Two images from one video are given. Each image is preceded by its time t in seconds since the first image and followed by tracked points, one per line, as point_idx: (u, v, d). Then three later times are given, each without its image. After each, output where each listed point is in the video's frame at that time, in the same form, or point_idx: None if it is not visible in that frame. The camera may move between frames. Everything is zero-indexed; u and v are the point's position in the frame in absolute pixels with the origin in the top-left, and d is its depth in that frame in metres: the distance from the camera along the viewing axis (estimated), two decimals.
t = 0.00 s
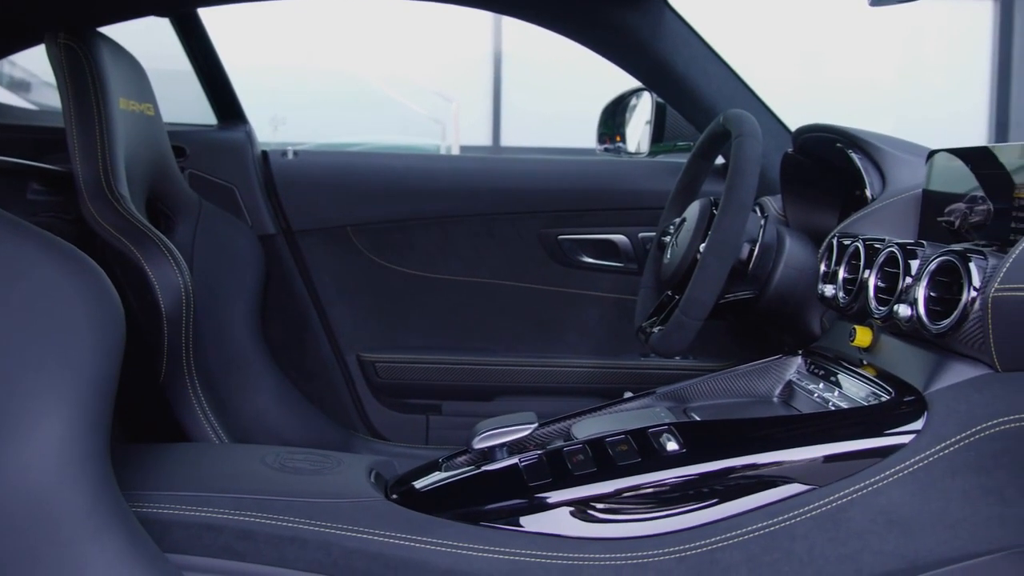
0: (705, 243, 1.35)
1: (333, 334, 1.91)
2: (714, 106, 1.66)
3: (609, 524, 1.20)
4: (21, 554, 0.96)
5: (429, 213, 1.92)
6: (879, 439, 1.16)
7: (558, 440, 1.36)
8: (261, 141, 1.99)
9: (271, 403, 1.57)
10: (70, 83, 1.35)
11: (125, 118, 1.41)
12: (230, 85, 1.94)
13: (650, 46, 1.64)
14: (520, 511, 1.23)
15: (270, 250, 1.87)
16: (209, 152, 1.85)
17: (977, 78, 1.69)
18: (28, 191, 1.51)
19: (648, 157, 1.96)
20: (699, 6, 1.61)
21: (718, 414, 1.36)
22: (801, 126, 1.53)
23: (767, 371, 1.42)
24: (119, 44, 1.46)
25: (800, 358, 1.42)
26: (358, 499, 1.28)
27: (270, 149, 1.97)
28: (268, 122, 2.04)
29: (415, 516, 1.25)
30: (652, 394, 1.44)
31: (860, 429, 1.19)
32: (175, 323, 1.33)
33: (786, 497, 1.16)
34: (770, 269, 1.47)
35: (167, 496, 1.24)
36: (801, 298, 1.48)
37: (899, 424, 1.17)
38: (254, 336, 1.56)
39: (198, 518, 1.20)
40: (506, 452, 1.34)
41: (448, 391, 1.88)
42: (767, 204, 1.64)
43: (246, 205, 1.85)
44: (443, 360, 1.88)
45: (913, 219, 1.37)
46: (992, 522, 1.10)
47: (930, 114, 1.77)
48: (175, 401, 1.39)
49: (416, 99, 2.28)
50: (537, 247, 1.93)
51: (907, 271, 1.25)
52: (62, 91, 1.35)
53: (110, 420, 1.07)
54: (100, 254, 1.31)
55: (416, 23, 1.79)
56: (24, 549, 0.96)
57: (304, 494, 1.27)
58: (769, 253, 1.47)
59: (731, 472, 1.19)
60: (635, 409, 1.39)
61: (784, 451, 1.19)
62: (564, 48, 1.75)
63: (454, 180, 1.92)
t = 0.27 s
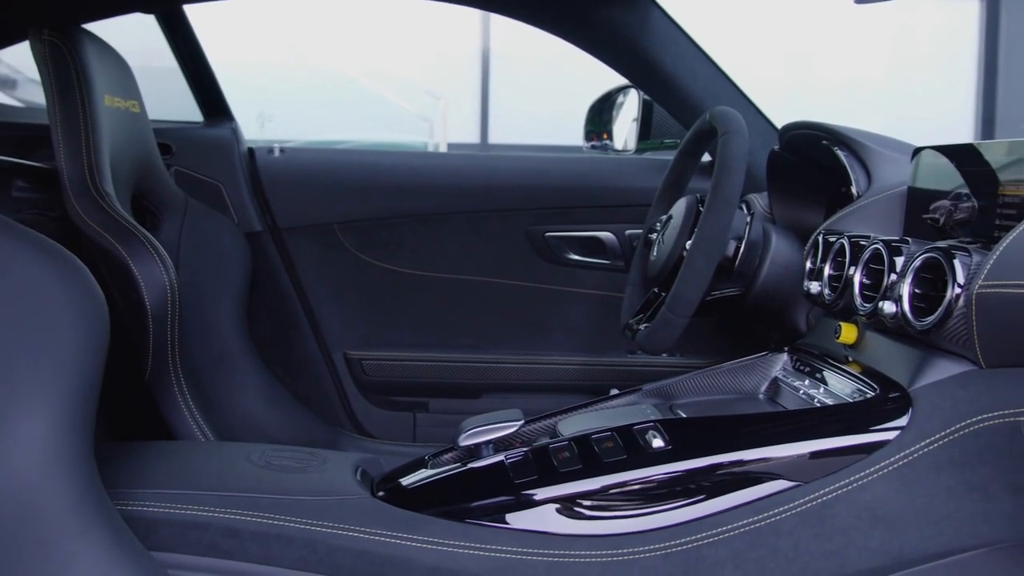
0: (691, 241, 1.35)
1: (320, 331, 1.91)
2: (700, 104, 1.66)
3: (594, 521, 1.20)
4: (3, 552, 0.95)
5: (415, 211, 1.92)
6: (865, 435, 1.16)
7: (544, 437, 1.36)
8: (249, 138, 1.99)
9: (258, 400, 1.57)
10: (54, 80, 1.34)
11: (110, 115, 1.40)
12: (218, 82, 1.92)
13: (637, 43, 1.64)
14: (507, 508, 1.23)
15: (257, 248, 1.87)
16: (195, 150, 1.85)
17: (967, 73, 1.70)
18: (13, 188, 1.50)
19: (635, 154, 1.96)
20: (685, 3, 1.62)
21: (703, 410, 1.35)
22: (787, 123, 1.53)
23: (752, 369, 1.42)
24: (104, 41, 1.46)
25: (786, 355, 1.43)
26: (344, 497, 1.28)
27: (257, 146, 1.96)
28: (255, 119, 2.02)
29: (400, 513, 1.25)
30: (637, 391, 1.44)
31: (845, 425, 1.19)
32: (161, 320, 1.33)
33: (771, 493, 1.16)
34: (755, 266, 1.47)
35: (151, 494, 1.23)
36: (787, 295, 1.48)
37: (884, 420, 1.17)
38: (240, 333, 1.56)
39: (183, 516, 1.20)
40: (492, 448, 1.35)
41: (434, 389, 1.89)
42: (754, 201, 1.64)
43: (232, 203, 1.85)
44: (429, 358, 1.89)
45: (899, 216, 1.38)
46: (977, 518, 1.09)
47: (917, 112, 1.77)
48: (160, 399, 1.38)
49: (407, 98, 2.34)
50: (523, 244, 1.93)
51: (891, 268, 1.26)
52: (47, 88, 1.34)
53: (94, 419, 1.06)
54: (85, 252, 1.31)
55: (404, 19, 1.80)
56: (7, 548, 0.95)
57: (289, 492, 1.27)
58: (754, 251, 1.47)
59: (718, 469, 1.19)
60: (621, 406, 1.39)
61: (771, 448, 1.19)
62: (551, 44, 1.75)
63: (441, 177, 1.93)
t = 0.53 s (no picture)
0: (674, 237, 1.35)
1: (302, 328, 1.91)
2: (684, 101, 1.66)
3: (577, 517, 1.20)
4: None
5: (399, 207, 1.92)
6: (847, 431, 1.17)
7: (528, 433, 1.36)
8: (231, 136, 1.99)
9: (242, 396, 1.57)
10: (36, 77, 1.33)
11: (93, 111, 1.40)
12: (200, 78, 1.92)
13: (620, 40, 1.64)
14: (491, 505, 1.23)
15: (240, 244, 1.86)
16: (177, 147, 1.84)
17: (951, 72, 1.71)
18: None
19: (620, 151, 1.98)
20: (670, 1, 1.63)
21: (687, 407, 1.34)
22: (770, 121, 1.54)
23: (735, 365, 1.43)
24: (86, 37, 1.45)
25: (768, 351, 1.43)
26: (327, 494, 1.28)
27: (241, 143, 1.96)
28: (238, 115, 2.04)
29: (383, 510, 1.25)
30: (621, 387, 1.44)
31: (827, 420, 1.19)
32: (143, 318, 1.33)
33: (754, 489, 1.16)
34: (739, 262, 1.48)
35: (132, 491, 1.23)
36: (770, 291, 1.49)
37: (866, 416, 1.17)
38: (224, 330, 1.56)
39: (164, 513, 1.20)
40: (475, 445, 1.35)
41: (419, 387, 1.90)
42: (737, 198, 1.64)
43: (215, 199, 1.84)
44: (415, 355, 1.90)
45: (881, 212, 1.38)
46: (958, 513, 1.09)
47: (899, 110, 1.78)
48: (142, 396, 1.37)
49: (393, 96, 2.33)
50: (508, 241, 1.94)
51: (873, 265, 1.26)
52: (29, 85, 1.34)
53: (73, 416, 1.06)
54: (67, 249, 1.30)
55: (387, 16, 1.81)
56: None
57: (272, 489, 1.27)
58: (739, 247, 1.48)
59: (701, 465, 1.19)
60: (604, 403, 1.39)
61: (754, 444, 1.19)
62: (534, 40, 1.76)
63: (425, 174, 1.93)
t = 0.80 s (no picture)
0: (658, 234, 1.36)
1: (287, 325, 1.92)
2: (669, 97, 1.66)
3: (561, 513, 1.20)
4: None
5: (384, 204, 1.94)
6: (830, 426, 1.17)
7: (511, 429, 1.36)
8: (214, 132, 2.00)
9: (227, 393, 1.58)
10: (16, 73, 1.33)
11: (75, 108, 1.39)
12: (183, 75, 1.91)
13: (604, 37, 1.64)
14: (475, 501, 1.23)
15: (223, 241, 1.87)
16: (160, 143, 1.84)
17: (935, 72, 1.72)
18: None
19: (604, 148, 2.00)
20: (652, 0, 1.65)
21: (670, 403, 1.36)
22: (754, 117, 1.55)
23: (719, 361, 1.43)
24: (67, 34, 1.45)
25: (752, 347, 1.43)
26: (310, 491, 1.27)
27: (224, 139, 1.97)
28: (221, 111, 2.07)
29: (366, 508, 1.25)
30: (604, 384, 1.44)
31: (810, 416, 1.19)
32: (126, 315, 1.32)
33: (737, 485, 1.17)
34: (723, 259, 1.49)
35: (113, 489, 1.22)
36: (753, 288, 1.51)
37: (849, 412, 1.17)
38: (208, 327, 1.56)
39: (147, 511, 1.19)
40: (459, 442, 1.34)
41: (404, 384, 1.91)
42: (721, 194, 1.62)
43: (198, 195, 1.84)
44: (402, 352, 1.91)
45: (864, 209, 1.39)
46: (939, 508, 1.08)
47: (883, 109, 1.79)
48: (124, 393, 1.37)
49: (376, 91, 2.37)
50: (492, 238, 1.96)
51: (856, 261, 1.27)
52: (9, 81, 1.33)
53: (53, 414, 1.05)
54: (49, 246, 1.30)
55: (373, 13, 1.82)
56: None
57: (255, 487, 1.27)
58: (722, 243, 1.49)
59: (685, 461, 1.19)
60: (587, 400, 1.39)
61: (737, 439, 1.19)
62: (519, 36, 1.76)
63: (410, 171, 1.95)
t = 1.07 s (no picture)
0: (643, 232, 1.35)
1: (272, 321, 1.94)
2: (654, 94, 1.66)
3: (547, 510, 1.20)
4: None
5: (371, 202, 1.96)
6: (815, 423, 1.16)
7: (496, 427, 1.37)
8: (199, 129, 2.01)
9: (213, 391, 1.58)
10: None
11: (58, 105, 1.38)
12: (167, 72, 1.92)
13: (590, 33, 1.64)
14: (461, 498, 1.23)
15: (208, 239, 1.88)
16: (146, 140, 1.84)
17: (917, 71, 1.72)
18: None
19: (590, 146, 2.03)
20: None
21: (654, 400, 1.37)
22: (739, 115, 1.56)
23: (704, 359, 1.43)
24: (50, 30, 1.43)
25: (737, 344, 1.44)
26: (295, 489, 1.27)
27: (208, 136, 1.97)
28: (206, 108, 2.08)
29: (352, 505, 1.25)
30: (590, 380, 1.44)
31: (795, 414, 1.19)
32: (110, 312, 1.32)
33: (723, 481, 1.16)
34: (707, 257, 1.50)
35: (96, 487, 1.22)
36: (739, 285, 1.52)
37: (833, 409, 1.17)
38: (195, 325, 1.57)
39: (131, 509, 1.18)
40: (444, 439, 1.34)
41: (390, 381, 1.93)
42: (707, 192, 1.64)
43: (183, 192, 1.85)
44: (390, 350, 1.93)
45: (849, 206, 1.40)
46: (923, 504, 1.09)
47: (866, 107, 1.80)
48: (109, 391, 1.37)
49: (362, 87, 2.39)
50: (478, 235, 1.98)
51: (840, 258, 1.27)
52: None
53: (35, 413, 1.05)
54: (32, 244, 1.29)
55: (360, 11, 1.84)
56: None
57: (239, 485, 1.26)
58: (709, 239, 1.51)
59: (670, 457, 1.19)
60: (573, 396, 1.40)
61: (724, 436, 1.18)
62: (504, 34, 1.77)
63: (396, 169, 1.97)
